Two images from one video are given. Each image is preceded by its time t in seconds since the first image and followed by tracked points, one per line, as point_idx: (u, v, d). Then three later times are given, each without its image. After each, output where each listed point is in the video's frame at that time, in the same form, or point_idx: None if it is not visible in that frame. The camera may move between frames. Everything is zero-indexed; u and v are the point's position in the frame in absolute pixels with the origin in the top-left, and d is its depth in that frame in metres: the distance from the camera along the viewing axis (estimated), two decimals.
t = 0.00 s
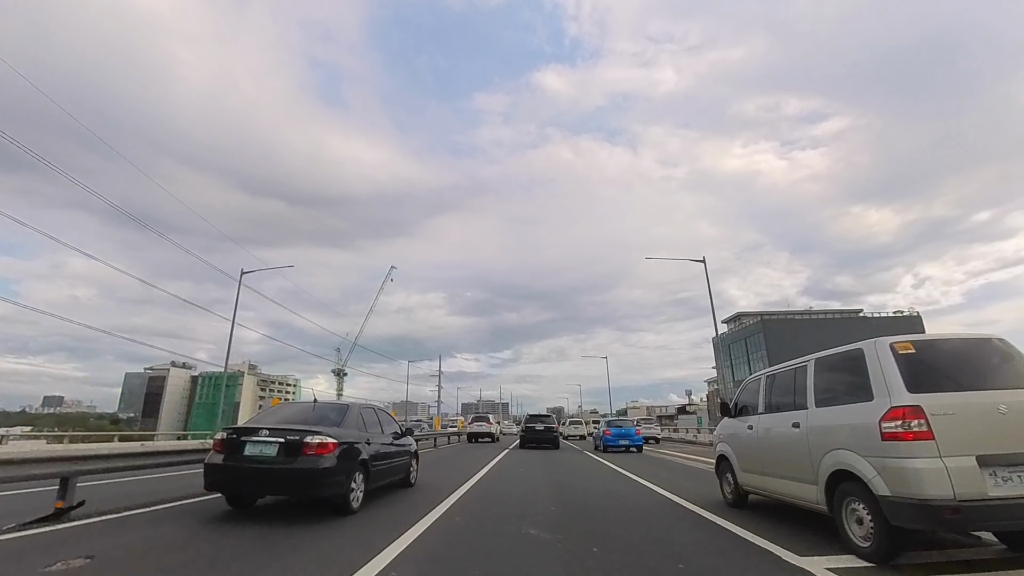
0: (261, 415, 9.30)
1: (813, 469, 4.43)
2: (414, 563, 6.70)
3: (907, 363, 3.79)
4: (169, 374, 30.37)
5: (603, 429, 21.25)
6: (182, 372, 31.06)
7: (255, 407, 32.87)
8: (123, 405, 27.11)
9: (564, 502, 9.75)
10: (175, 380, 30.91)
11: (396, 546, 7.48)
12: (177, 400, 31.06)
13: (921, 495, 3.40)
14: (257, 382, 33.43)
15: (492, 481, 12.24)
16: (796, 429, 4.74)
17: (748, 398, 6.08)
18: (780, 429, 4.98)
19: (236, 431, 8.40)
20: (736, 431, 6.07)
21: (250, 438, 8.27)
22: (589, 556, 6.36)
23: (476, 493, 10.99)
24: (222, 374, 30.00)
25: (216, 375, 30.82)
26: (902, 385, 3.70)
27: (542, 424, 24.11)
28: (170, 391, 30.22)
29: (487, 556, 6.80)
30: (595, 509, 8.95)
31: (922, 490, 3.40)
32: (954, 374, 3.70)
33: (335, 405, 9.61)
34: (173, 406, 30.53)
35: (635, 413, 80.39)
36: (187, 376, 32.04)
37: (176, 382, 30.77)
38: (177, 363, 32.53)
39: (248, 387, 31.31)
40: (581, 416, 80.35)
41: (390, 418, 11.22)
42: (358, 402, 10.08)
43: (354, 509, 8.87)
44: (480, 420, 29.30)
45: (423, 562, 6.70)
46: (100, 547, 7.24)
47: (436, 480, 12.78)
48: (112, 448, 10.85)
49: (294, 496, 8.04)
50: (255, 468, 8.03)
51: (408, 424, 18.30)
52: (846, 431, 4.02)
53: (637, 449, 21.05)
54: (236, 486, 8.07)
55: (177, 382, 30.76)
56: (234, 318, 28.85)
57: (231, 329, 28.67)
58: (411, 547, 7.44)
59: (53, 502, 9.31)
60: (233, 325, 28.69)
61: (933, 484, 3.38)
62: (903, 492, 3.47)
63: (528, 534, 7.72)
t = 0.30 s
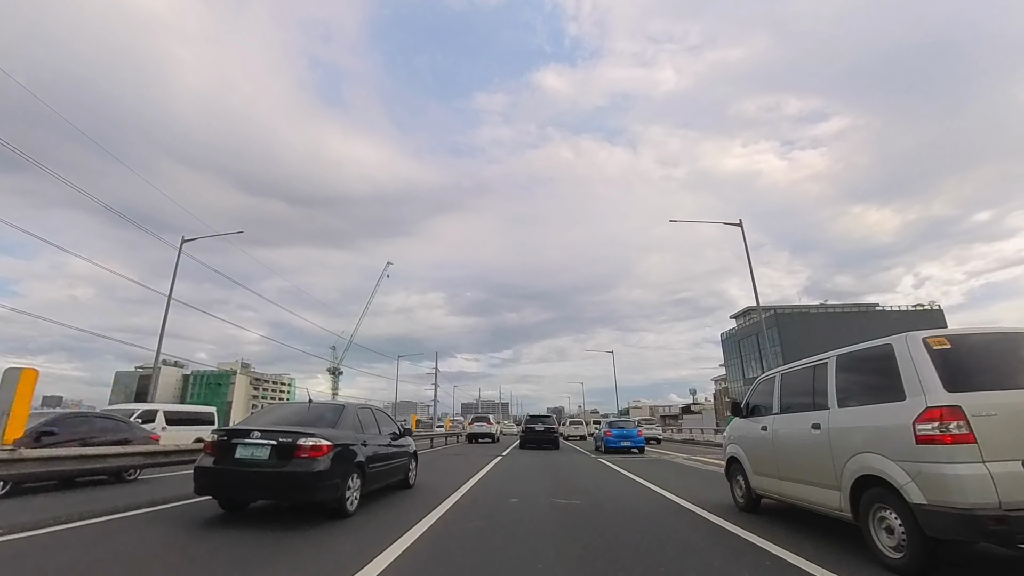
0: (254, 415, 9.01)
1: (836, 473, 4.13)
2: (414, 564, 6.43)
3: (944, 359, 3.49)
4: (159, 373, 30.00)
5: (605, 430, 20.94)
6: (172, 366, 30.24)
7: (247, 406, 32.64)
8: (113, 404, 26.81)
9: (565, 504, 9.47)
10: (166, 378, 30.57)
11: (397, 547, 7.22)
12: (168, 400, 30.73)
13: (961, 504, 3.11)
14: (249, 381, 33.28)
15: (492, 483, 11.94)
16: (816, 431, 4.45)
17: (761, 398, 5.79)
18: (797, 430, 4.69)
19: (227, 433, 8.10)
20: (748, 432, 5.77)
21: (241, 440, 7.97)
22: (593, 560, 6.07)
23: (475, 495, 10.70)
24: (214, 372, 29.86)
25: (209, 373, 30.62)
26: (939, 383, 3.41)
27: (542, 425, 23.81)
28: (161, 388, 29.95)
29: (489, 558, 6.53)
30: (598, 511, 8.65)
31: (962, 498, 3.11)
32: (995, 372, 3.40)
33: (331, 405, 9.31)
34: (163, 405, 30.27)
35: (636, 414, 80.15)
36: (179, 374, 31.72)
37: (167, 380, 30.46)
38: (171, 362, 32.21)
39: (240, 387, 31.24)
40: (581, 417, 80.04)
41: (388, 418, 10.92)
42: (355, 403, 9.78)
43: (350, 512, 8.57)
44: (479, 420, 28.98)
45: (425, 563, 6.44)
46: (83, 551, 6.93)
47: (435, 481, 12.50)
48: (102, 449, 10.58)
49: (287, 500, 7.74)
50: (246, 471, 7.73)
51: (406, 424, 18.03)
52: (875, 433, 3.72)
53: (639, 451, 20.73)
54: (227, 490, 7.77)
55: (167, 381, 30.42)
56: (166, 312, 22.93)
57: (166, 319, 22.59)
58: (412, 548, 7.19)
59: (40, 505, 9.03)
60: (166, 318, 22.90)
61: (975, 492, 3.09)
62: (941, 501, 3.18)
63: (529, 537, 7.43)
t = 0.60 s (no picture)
0: (246, 414, 8.68)
1: (864, 477, 3.82)
2: (415, 567, 6.12)
3: (991, 352, 3.18)
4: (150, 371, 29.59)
5: (606, 431, 20.63)
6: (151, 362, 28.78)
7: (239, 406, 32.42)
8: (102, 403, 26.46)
9: (568, 506, 9.17)
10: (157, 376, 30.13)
11: (398, 548, 6.94)
12: (158, 399, 30.33)
13: (1014, 512, 2.80)
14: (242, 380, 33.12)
15: (493, 484, 11.64)
16: (840, 430, 4.13)
17: (777, 396, 5.46)
18: (819, 430, 4.37)
19: (218, 432, 7.78)
20: (762, 431, 5.45)
21: (233, 440, 7.65)
22: (597, 562, 5.81)
23: (475, 496, 10.40)
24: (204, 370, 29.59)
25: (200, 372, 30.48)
26: (986, 378, 3.10)
27: (542, 425, 23.49)
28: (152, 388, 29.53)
29: (493, 561, 6.22)
30: (604, 512, 8.35)
31: (1014, 505, 2.80)
32: None
33: (327, 404, 8.97)
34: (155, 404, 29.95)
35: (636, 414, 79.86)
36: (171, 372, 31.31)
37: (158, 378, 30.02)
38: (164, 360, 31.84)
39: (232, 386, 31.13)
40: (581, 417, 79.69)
41: (386, 418, 10.60)
42: (352, 401, 9.45)
43: (346, 515, 8.25)
44: (479, 420, 28.64)
45: (427, 565, 6.15)
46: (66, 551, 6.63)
47: (434, 482, 12.20)
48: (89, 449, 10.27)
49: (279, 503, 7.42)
50: (237, 472, 7.41)
51: (404, 423, 17.74)
52: (912, 433, 3.41)
53: (641, 451, 20.42)
54: (217, 492, 7.44)
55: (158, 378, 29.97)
56: (66, 279, 17.61)
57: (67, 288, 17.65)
58: (416, 549, 6.91)
59: (24, 506, 8.73)
60: (65, 289, 17.53)
61: None
62: (989, 508, 2.88)
63: (532, 538, 7.14)
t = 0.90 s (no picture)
0: (242, 414, 8.42)
1: (890, 480, 3.57)
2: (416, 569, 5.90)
3: None
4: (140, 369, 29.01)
5: (607, 431, 20.39)
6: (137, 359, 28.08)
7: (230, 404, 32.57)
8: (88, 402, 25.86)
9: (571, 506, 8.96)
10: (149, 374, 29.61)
11: (397, 551, 6.72)
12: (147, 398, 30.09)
13: None
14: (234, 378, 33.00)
15: (494, 485, 11.40)
16: (863, 430, 3.87)
17: (791, 394, 5.19)
18: (838, 430, 4.12)
19: (213, 432, 7.52)
20: (775, 431, 5.20)
21: (227, 439, 7.39)
22: (602, 564, 5.59)
23: (477, 497, 10.16)
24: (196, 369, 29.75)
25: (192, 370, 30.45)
26: None
27: (542, 425, 23.24)
28: (142, 388, 29.22)
29: (496, 563, 6.00)
30: (609, 514, 8.12)
31: None
32: None
33: (324, 403, 8.70)
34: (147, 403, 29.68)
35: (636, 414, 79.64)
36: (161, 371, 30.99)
37: (149, 377, 29.46)
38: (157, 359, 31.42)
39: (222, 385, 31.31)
40: (581, 417, 79.41)
41: (386, 418, 10.36)
42: (350, 401, 9.19)
43: (344, 518, 8.00)
44: (479, 420, 28.37)
45: (428, 567, 5.92)
46: (53, 552, 6.38)
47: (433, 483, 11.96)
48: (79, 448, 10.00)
49: (275, 505, 7.16)
50: (231, 473, 7.15)
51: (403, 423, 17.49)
52: (950, 433, 3.18)
53: (642, 452, 20.18)
54: (210, 494, 7.19)
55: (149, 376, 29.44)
56: None
57: None
58: (416, 551, 6.69)
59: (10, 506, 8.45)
60: None
61: None
62: None
63: (536, 540, 6.91)
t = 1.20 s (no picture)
0: (240, 417, 8.28)
1: (909, 485, 3.43)
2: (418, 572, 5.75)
3: None
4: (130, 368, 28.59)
5: (607, 432, 20.21)
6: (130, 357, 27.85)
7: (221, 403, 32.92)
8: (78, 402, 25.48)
9: (573, 508, 8.83)
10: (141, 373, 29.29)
11: (398, 554, 6.57)
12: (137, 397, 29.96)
13: None
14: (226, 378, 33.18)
15: (495, 486, 11.26)
16: (878, 433, 3.72)
17: (800, 396, 5.04)
18: (851, 434, 3.97)
19: (210, 436, 7.36)
20: (784, 434, 5.05)
21: (225, 444, 7.24)
22: (606, 566, 5.47)
23: (477, 499, 10.02)
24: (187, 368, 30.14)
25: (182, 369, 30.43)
26: None
27: (542, 426, 23.09)
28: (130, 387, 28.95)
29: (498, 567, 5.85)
30: (612, 516, 7.98)
31: None
32: None
33: (324, 405, 8.57)
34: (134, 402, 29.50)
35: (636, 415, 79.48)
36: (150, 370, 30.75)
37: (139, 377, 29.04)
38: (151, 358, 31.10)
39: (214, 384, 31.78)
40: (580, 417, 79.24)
41: (386, 420, 10.22)
42: (350, 403, 9.04)
43: (344, 522, 7.85)
44: (479, 421, 28.22)
45: (432, 568, 5.87)
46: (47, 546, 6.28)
47: (433, 485, 11.83)
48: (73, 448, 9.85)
49: (273, 512, 6.99)
50: (228, 478, 6.98)
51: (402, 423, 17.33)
52: (974, 436, 3.04)
53: (642, 454, 20.03)
54: (206, 498, 7.03)
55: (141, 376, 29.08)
56: None
57: None
58: (417, 554, 6.54)
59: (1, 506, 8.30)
60: None
61: None
62: None
63: (538, 543, 6.76)
